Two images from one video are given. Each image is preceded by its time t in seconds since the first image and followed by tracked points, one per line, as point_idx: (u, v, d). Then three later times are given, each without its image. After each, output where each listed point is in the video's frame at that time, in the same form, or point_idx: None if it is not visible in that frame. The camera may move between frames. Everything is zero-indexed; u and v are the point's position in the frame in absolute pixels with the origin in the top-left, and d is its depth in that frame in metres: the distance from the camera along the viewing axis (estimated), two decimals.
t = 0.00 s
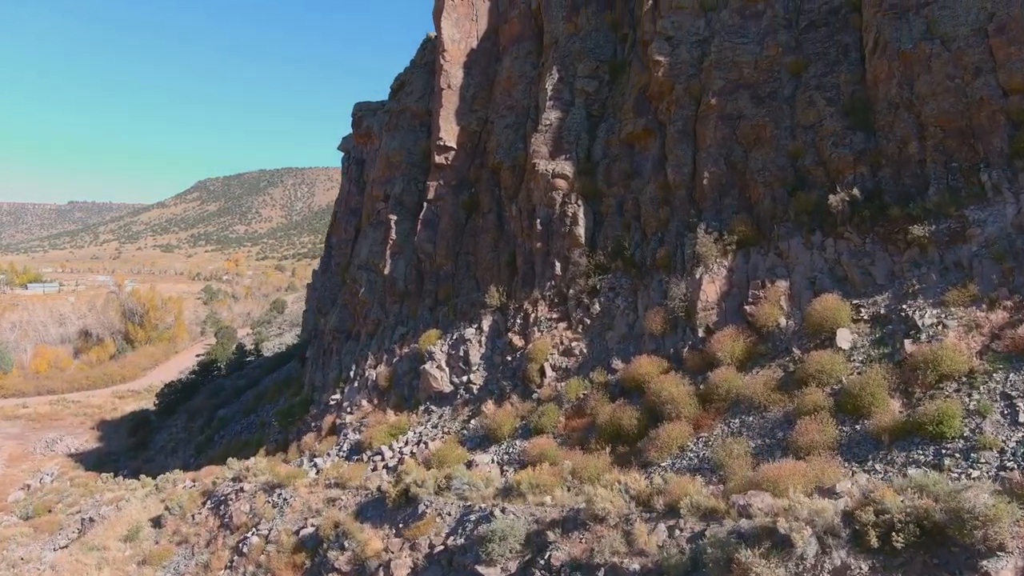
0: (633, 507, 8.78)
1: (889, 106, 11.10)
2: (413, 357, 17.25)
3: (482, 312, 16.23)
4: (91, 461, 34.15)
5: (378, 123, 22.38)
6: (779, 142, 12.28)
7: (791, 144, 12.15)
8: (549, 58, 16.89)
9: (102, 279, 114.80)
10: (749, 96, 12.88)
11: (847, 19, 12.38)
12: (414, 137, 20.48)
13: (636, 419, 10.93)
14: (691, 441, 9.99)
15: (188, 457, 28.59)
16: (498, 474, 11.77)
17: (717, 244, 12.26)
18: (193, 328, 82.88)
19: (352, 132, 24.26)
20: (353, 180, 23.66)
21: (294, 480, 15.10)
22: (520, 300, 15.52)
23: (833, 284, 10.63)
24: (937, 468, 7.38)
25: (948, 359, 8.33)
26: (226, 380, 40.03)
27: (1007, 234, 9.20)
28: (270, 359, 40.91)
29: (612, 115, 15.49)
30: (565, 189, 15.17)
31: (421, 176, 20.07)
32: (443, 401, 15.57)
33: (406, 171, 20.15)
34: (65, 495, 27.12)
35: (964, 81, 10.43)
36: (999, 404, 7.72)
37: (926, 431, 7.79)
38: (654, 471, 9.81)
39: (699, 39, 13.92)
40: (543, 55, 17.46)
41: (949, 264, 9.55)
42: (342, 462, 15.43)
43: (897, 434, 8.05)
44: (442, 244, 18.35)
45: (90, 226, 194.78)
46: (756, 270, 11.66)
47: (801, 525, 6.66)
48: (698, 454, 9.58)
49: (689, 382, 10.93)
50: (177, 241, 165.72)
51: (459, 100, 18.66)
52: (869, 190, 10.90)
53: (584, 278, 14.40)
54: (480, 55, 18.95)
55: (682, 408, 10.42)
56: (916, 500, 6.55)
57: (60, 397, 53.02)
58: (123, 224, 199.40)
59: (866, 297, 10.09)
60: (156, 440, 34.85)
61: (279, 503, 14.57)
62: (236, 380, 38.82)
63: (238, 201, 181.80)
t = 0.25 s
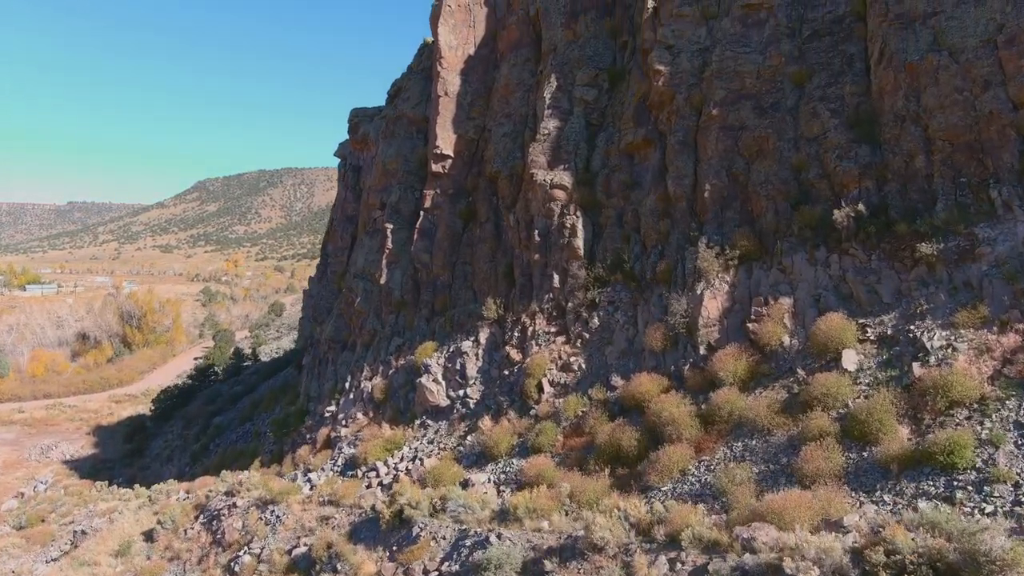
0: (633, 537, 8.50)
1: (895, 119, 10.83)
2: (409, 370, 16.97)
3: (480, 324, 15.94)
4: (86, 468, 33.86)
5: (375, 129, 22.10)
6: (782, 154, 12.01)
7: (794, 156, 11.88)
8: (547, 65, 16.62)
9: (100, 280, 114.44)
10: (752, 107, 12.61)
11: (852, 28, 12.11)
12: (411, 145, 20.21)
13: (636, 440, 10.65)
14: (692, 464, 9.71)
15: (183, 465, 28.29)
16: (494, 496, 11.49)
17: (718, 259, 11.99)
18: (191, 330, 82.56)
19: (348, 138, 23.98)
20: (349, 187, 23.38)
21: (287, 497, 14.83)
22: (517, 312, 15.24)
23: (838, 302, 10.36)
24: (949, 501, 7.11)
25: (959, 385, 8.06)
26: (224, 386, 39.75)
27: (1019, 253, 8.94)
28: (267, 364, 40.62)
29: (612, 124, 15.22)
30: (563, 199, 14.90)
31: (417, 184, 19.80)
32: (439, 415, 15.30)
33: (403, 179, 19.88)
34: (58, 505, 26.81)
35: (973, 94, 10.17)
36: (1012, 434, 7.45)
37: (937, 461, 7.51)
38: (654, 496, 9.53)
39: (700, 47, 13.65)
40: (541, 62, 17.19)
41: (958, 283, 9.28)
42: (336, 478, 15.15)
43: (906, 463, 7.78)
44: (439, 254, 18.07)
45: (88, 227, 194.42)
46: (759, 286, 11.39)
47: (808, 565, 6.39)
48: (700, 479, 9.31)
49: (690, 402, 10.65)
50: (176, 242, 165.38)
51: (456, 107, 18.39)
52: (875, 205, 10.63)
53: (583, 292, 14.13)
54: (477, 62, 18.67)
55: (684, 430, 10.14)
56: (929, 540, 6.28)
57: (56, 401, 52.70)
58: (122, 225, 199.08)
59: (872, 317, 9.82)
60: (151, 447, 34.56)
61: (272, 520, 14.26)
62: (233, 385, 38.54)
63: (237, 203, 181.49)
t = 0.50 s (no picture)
0: (633, 569, 8.22)
1: (902, 132, 10.56)
2: (404, 383, 16.69)
3: (476, 337, 15.66)
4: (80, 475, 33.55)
5: (371, 136, 21.83)
6: (785, 167, 11.74)
7: (797, 169, 11.61)
8: (545, 73, 16.34)
9: (98, 282, 114.13)
10: (754, 118, 12.34)
11: (856, 38, 11.85)
12: (407, 152, 19.93)
13: (636, 463, 10.37)
14: (694, 489, 9.44)
15: (178, 474, 28.00)
16: (490, 518, 11.21)
17: (720, 274, 11.71)
18: (189, 333, 82.27)
19: (345, 144, 23.70)
20: (346, 194, 23.10)
21: (280, 514, 14.53)
22: (515, 325, 14.96)
23: (843, 321, 10.08)
24: (962, 537, 6.84)
25: (970, 413, 7.78)
26: (220, 391, 39.45)
27: None
28: (264, 370, 40.34)
29: (611, 134, 14.95)
30: (561, 211, 14.64)
31: (414, 192, 19.52)
32: (435, 430, 15.01)
33: (399, 187, 19.60)
34: (51, 514, 26.51)
35: (982, 107, 9.90)
36: None
37: (948, 493, 7.24)
38: (654, 523, 9.26)
39: (701, 56, 13.38)
40: (539, 69, 16.92)
41: (968, 304, 9.01)
42: (330, 495, 14.87)
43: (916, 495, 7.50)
44: (436, 264, 17.78)
45: (87, 228, 194.02)
46: (761, 302, 11.11)
47: None
48: (702, 506, 9.04)
49: (691, 423, 10.37)
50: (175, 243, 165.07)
51: (453, 115, 18.11)
52: (881, 221, 10.36)
53: (581, 305, 13.85)
54: (474, 68, 18.39)
55: (685, 453, 9.86)
56: None
57: (52, 406, 52.37)
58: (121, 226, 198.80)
59: (878, 337, 9.55)
60: (147, 454, 34.27)
61: (264, 538, 13.94)
62: (230, 391, 38.25)
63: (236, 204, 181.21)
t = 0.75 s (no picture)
0: None
1: (908, 146, 10.29)
2: (400, 396, 16.40)
3: (473, 350, 15.38)
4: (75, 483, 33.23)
5: (367, 143, 21.56)
6: (788, 180, 11.47)
7: (800, 182, 11.34)
8: (543, 81, 16.08)
9: (96, 283, 113.84)
10: (756, 130, 12.07)
11: (860, 48, 11.58)
12: (404, 160, 19.66)
13: (635, 486, 10.10)
14: (695, 515, 9.18)
15: (173, 483, 27.71)
16: (486, 542, 10.94)
17: (722, 290, 11.44)
18: (187, 336, 81.96)
19: (341, 150, 23.42)
20: (342, 202, 22.83)
21: (272, 531, 14.24)
22: (512, 339, 14.68)
23: (848, 341, 9.80)
24: None
25: (982, 443, 7.50)
26: (217, 397, 39.13)
27: None
28: (260, 375, 40.02)
29: (610, 144, 14.68)
30: (559, 222, 14.37)
31: (410, 201, 19.25)
32: (431, 446, 14.73)
33: (395, 196, 19.33)
34: (44, 524, 26.24)
35: (991, 122, 9.62)
36: None
37: (959, 528, 6.98)
38: (655, 551, 9.00)
39: (702, 66, 13.11)
40: (537, 77, 16.66)
41: (978, 326, 8.73)
42: (324, 512, 14.62)
43: (926, 529, 7.25)
44: (432, 275, 17.49)
45: (86, 229, 193.60)
46: (764, 320, 10.83)
47: None
48: (704, 534, 8.78)
49: (692, 446, 10.10)
50: (174, 245, 164.76)
51: (450, 123, 17.84)
52: (886, 238, 10.08)
53: (580, 319, 13.58)
54: (471, 76, 18.12)
55: (686, 478, 9.59)
56: None
57: (49, 410, 52.08)
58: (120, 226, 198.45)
59: (885, 359, 9.27)
60: (143, 461, 33.98)
61: (256, 557, 13.61)
62: (226, 397, 37.94)
63: (235, 205, 180.90)
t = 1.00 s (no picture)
0: None
1: (915, 161, 10.02)
2: (395, 409, 16.11)
3: (470, 364, 15.10)
4: (69, 491, 32.92)
5: (364, 150, 21.28)
6: (792, 194, 11.20)
7: (804, 196, 11.07)
8: (541, 89, 15.80)
9: (94, 285, 113.44)
10: (758, 141, 11.80)
11: (865, 59, 11.30)
12: (400, 168, 19.38)
13: (635, 510, 9.83)
14: (696, 543, 8.92)
15: (168, 492, 27.41)
16: (481, 566, 10.67)
17: (723, 306, 11.18)
18: (185, 338, 81.63)
19: (337, 157, 23.14)
20: (338, 209, 22.55)
21: (264, 549, 13.97)
22: (509, 353, 14.40)
23: (854, 361, 9.52)
24: None
25: (994, 474, 7.23)
26: (213, 403, 38.83)
27: None
28: (257, 381, 39.71)
29: (609, 154, 14.41)
30: (557, 234, 14.10)
31: (406, 209, 18.98)
32: (426, 462, 14.45)
33: (392, 204, 19.05)
34: (37, 534, 25.94)
35: (1001, 137, 9.34)
36: None
37: (972, 565, 6.71)
38: None
39: (703, 75, 12.85)
40: (534, 85, 16.38)
41: (988, 348, 8.45)
42: (317, 529, 14.35)
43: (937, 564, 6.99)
44: (428, 285, 17.20)
45: (84, 230, 193.24)
46: (767, 338, 10.56)
47: None
48: (706, 563, 8.53)
49: (693, 469, 9.83)
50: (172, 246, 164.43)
51: (447, 131, 17.56)
52: (893, 255, 9.81)
53: (578, 334, 13.30)
54: (469, 83, 17.84)
55: (686, 503, 9.31)
56: None
57: (45, 415, 51.76)
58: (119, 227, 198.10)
59: (892, 381, 9.00)
60: (138, 468, 33.68)
61: None
62: (223, 403, 37.64)
63: (234, 206, 180.57)
